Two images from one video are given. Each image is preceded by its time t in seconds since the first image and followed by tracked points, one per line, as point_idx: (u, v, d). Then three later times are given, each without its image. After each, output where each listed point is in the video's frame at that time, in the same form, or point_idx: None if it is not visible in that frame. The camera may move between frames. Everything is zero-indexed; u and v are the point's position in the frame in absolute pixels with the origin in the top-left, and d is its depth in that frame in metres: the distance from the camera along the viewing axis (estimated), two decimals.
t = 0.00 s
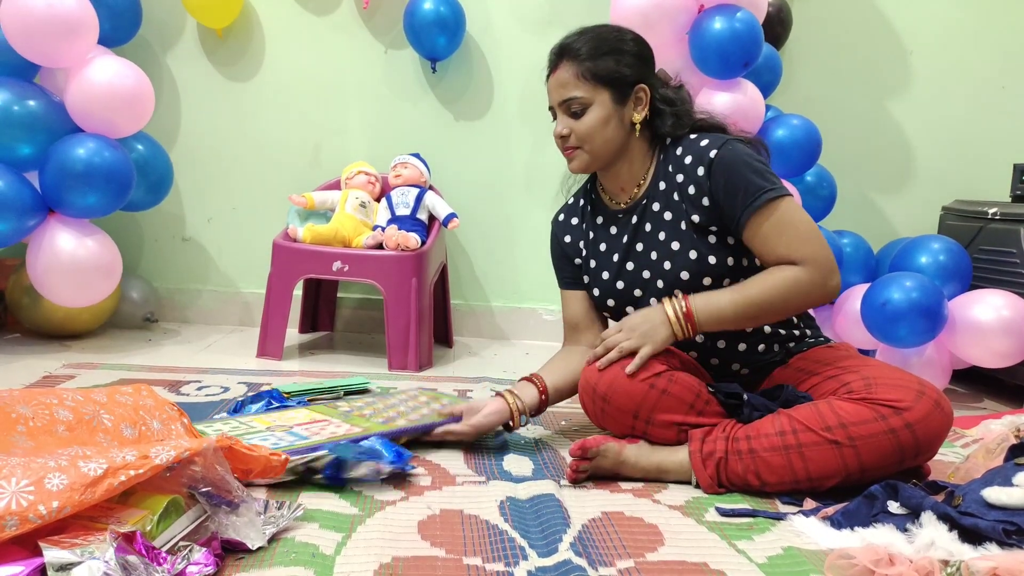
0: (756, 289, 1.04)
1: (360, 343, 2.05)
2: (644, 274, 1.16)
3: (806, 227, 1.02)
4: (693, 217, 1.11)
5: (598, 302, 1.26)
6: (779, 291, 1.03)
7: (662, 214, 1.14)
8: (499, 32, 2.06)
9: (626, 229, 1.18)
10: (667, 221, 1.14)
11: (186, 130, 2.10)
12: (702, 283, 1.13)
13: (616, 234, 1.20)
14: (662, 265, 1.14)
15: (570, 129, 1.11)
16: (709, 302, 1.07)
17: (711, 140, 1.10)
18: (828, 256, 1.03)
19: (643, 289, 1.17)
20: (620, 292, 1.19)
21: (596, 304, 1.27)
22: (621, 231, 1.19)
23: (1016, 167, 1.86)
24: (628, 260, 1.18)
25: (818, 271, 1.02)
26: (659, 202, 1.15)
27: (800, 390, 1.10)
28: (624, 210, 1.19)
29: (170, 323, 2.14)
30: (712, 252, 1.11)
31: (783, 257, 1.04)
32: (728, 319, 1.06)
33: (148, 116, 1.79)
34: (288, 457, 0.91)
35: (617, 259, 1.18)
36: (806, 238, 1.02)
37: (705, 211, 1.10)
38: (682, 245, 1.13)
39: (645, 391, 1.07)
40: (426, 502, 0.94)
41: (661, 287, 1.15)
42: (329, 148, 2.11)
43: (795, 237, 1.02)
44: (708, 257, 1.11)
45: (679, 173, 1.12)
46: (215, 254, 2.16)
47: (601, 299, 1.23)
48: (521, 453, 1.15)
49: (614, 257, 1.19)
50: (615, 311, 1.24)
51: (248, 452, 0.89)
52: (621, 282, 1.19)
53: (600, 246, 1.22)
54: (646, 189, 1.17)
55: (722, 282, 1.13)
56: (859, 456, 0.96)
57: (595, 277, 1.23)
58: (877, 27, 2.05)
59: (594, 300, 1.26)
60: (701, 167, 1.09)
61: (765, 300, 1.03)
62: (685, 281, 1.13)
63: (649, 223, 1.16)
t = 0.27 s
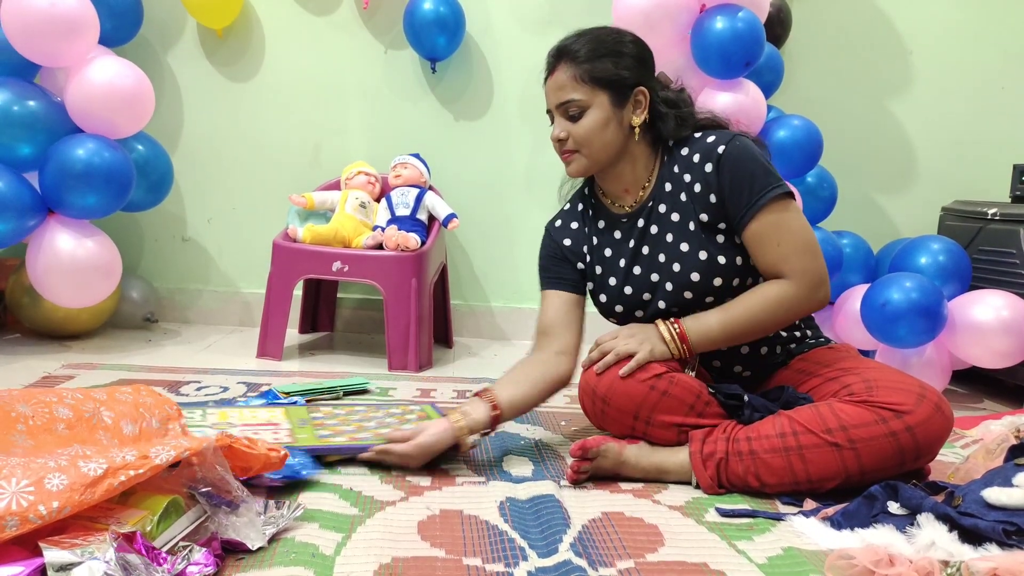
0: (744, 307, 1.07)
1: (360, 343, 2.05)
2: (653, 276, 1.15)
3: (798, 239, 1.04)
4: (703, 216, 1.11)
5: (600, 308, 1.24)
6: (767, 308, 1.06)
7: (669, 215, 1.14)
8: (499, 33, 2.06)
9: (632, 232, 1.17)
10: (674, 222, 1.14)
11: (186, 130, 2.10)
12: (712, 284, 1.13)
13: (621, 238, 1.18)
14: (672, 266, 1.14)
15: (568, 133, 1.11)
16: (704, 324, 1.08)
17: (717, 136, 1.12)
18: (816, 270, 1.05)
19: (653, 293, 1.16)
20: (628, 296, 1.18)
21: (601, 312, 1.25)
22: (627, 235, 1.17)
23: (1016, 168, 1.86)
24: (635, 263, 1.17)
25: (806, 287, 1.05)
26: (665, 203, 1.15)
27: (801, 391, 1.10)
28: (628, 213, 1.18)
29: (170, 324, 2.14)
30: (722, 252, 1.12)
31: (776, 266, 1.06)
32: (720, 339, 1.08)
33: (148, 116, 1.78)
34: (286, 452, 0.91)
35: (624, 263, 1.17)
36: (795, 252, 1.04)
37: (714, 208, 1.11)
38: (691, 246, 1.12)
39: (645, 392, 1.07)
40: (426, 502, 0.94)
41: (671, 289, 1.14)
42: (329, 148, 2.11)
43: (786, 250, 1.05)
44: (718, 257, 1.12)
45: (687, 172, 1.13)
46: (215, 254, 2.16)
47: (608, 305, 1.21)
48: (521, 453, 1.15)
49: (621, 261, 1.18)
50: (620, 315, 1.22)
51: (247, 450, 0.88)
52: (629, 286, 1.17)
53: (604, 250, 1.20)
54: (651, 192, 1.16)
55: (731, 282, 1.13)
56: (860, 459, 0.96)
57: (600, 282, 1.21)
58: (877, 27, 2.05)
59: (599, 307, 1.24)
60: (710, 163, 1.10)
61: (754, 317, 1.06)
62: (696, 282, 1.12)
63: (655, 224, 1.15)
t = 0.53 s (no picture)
0: (744, 311, 1.06)
1: (360, 343, 2.05)
2: (657, 276, 1.15)
3: (803, 239, 1.05)
4: (709, 215, 1.11)
5: (602, 308, 1.23)
6: (768, 310, 1.06)
7: (674, 214, 1.13)
8: (499, 32, 2.06)
9: (635, 231, 1.16)
10: (679, 221, 1.13)
11: (186, 130, 2.10)
12: (718, 283, 1.13)
13: (622, 237, 1.17)
14: (677, 266, 1.13)
15: (564, 133, 1.10)
16: (705, 328, 1.08)
17: (723, 134, 1.12)
18: (817, 271, 1.06)
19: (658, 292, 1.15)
20: (630, 295, 1.18)
21: (602, 311, 1.25)
22: (630, 233, 1.17)
23: (1016, 167, 1.86)
24: (638, 263, 1.16)
25: (806, 289, 1.05)
26: (669, 203, 1.14)
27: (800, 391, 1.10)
28: (630, 212, 1.17)
29: (170, 324, 2.14)
30: (728, 251, 1.12)
31: (779, 266, 1.06)
32: (722, 342, 1.08)
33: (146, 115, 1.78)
34: (280, 436, 0.91)
35: (626, 263, 1.16)
36: (797, 254, 1.05)
37: (721, 206, 1.10)
38: (698, 245, 1.12)
39: (646, 394, 1.07)
40: (425, 502, 0.94)
41: (676, 289, 1.14)
42: (329, 148, 2.11)
43: (789, 251, 1.05)
44: (725, 256, 1.11)
45: (692, 171, 1.13)
46: (215, 254, 2.16)
47: (611, 305, 1.20)
48: (521, 453, 1.15)
49: (623, 260, 1.17)
50: (622, 315, 1.22)
51: (241, 434, 0.88)
52: (633, 285, 1.17)
53: (605, 250, 1.19)
54: (653, 191, 1.16)
55: (736, 281, 1.13)
56: (860, 460, 0.96)
57: (601, 281, 1.20)
58: (877, 27, 2.05)
59: (600, 307, 1.23)
60: (717, 162, 1.10)
61: (754, 320, 1.06)
62: (703, 281, 1.12)
63: (659, 224, 1.14)
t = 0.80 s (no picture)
0: (745, 315, 1.07)
1: (360, 342, 2.05)
2: (655, 280, 1.15)
3: (805, 246, 1.04)
4: (708, 222, 1.11)
5: (603, 309, 1.24)
6: (768, 317, 1.06)
7: (674, 219, 1.14)
8: (498, 32, 2.06)
9: (635, 235, 1.17)
10: (679, 227, 1.13)
11: (186, 130, 2.10)
12: (716, 290, 1.12)
13: (623, 240, 1.19)
14: (676, 271, 1.13)
15: (569, 137, 1.11)
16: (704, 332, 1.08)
17: (727, 140, 1.12)
18: (821, 277, 1.06)
19: (655, 297, 1.16)
20: (628, 299, 1.18)
21: (603, 313, 1.26)
22: (631, 237, 1.18)
23: (1016, 167, 1.86)
24: (637, 266, 1.17)
25: (807, 295, 1.05)
26: (669, 208, 1.14)
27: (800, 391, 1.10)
28: (632, 216, 1.18)
29: (170, 323, 2.14)
30: (727, 258, 1.11)
31: (781, 272, 1.06)
32: (722, 346, 1.08)
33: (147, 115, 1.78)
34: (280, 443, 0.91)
35: (626, 266, 1.17)
36: (800, 261, 1.04)
37: (720, 213, 1.10)
38: (696, 251, 1.12)
39: (645, 393, 1.07)
40: (426, 502, 0.94)
41: (674, 294, 1.14)
42: (329, 148, 2.11)
43: (791, 258, 1.05)
44: (724, 264, 1.11)
45: (693, 177, 1.13)
46: (215, 254, 2.15)
47: (610, 307, 1.22)
48: (521, 452, 1.15)
49: (623, 263, 1.18)
50: (622, 318, 1.22)
51: (241, 440, 0.89)
52: (632, 289, 1.17)
53: (606, 252, 1.21)
54: (655, 196, 1.16)
55: (735, 289, 1.13)
56: (860, 459, 0.96)
57: (602, 283, 1.22)
58: (877, 27, 2.05)
59: (602, 309, 1.25)
60: (718, 168, 1.10)
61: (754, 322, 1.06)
62: (700, 288, 1.12)
63: (659, 228, 1.15)
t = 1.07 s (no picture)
0: (744, 314, 1.07)
1: (360, 343, 2.05)
2: (653, 281, 1.15)
3: (804, 245, 1.04)
4: (705, 221, 1.11)
5: (604, 310, 1.25)
6: (767, 316, 1.06)
7: (671, 219, 1.14)
8: (498, 32, 2.06)
9: (634, 236, 1.17)
10: (677, 227, 1.13)
11: (186, 130, 2.10)
12: (714, 290, 1.12)
13: (622, 241, 1.19)
14: (674, 272, 1.13)
15: (567, 138, 1.12)
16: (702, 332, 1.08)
17: (723, 140, 1.11)
18: (820, 278, 1.05)
19: (654, 297, 1.16)
20: (627, 299, 1.18)
21: (603, 314, 1.26)
22: (629, 237, 1.18)
23: (1016, 167, 1.86)
24: (636, 267, 1.17)
25: (807, 294, 1.05)
26: (667, 208, 1.14)
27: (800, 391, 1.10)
28: (630, 216, 1.18)
29: (169, 323, 2.14)
30: (724, 257, 1.11)
31: (779, 271, 1.06)
32: (721, 344, 1.08)
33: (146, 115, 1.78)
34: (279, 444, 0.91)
35: (624, 267, 1.18)
36: (799, 260, 1.04)
37: (717, 213, 1.10)
38: (694, 251, 1.12)
39: (645, 393, 1.07)
40: (425, 502, 0.94)
41: (672, 294, 1.14)
42: (329, 148, 2.11)
43: (790, 258, 1.04)
44: (721, 263, 1.11)
45: (690, 177, 1.12)
46: (215, 254, 2.16)
47: (610, 308, 1.22)
48: (521, 453, 1.15)
49: (621, 264, 1.18)
50: (622, 318, 1.23)
51: (241, 442, 0.89)
52: (631, 289, 1.17)
53: (605, 253, 1.21)
54: (653, 196, 1.16)
55: (734, 288, 1.13)
56: (859, 459, 0.96)
57: (601, 284, 1.22)
58: (877, 27, 2.05)
59: (602, 310, 1.25)
60: (714, 167, 1.10)
61: (755, 320, 1.06)
62: (698, 288, 1.12)
63: (657, 229, 1.15)
